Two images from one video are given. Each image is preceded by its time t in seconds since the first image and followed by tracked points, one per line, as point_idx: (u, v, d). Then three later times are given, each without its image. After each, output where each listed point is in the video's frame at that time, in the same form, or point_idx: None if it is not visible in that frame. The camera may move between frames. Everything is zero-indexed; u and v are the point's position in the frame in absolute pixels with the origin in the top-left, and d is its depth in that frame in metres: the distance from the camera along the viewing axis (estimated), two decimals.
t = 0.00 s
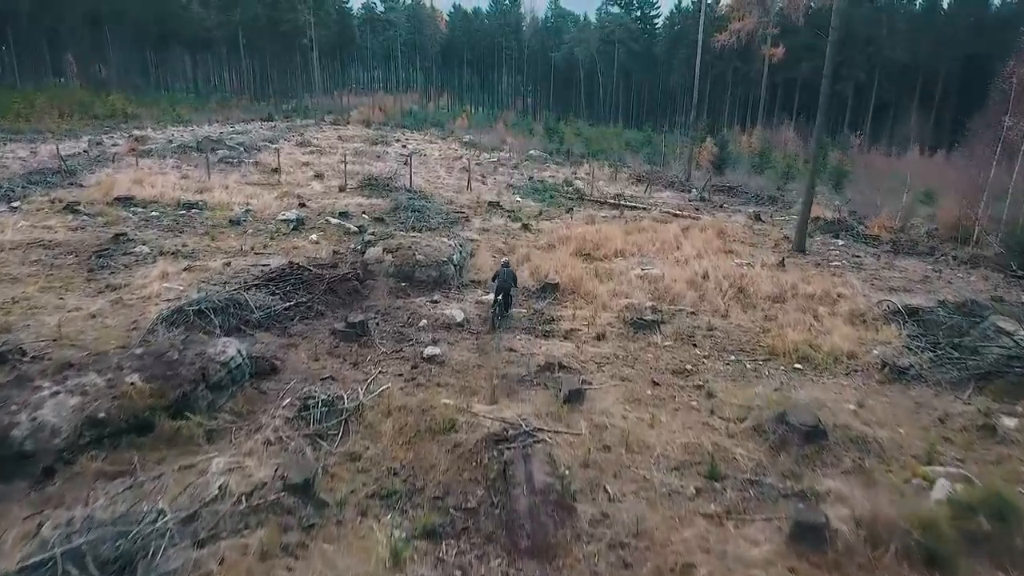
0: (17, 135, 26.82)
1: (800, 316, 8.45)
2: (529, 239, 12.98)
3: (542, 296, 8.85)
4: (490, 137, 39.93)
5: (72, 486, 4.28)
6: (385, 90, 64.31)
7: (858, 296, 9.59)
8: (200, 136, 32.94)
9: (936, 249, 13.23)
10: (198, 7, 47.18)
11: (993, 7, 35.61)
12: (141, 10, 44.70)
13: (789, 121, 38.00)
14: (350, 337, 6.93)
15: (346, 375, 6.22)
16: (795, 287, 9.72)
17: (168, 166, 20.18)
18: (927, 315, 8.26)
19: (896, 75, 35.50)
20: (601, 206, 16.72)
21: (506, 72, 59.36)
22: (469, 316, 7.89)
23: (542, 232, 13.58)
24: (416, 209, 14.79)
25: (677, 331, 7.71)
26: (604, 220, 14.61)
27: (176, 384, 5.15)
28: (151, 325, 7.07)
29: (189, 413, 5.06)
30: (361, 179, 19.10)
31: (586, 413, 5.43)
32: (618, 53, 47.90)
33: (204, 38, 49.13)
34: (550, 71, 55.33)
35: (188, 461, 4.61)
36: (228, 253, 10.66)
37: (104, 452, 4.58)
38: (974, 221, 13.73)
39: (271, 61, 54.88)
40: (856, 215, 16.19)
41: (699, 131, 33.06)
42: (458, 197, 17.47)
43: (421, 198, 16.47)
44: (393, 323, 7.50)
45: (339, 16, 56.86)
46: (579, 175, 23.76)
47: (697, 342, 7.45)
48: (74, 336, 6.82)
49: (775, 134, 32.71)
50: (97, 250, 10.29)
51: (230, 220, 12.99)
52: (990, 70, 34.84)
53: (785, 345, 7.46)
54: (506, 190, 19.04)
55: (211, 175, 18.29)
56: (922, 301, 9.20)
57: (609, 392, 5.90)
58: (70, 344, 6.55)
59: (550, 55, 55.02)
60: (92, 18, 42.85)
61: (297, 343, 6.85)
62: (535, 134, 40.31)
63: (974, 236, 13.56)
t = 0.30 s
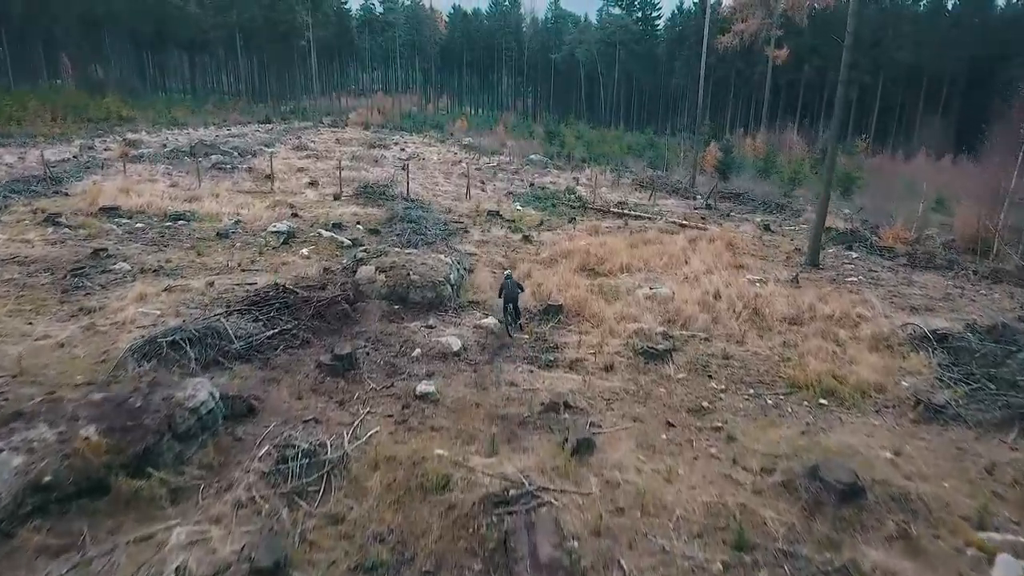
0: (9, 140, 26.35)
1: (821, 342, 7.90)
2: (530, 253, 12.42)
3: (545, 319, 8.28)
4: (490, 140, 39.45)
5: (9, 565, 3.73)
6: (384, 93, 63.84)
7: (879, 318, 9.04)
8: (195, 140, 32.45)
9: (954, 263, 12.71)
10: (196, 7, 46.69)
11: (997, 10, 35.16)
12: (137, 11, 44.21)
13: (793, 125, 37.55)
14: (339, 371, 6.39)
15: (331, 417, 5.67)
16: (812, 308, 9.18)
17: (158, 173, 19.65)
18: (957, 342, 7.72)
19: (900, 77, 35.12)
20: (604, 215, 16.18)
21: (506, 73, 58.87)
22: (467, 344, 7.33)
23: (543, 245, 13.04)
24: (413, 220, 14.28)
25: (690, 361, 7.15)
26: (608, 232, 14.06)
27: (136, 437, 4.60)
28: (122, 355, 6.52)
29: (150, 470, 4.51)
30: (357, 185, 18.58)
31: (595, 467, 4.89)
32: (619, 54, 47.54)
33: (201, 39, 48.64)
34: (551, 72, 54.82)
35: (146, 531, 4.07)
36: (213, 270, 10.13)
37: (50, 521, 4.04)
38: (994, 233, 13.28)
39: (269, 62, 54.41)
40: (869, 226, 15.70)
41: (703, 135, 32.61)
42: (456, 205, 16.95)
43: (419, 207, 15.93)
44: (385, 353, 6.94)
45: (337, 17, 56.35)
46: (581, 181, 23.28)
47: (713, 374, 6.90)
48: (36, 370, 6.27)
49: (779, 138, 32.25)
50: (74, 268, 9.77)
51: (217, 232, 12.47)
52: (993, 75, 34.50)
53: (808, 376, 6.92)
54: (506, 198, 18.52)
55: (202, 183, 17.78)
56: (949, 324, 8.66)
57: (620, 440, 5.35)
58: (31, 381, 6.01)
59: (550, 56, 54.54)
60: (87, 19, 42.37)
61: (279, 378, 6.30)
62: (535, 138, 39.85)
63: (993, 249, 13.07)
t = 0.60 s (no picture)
0: None
1: (849, 380, 7.23)
2: (531, 271, 11.76)
3: (547, 353, 7.61)
4: (490, 144, 38.90)
5: None
6: (383, 95, 63.21)
7: (909, 348, 8.36)
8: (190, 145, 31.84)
9: (980, 281, 12.06)
10: (192, 9, 46.12)
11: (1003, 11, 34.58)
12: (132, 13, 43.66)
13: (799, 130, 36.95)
14: (320, 422, 5.73)
15: (307, 484, 4.98)
16: (837, 337, 8.49)
17: (146, 182, 19.02)
18: (1001, 381, 7.04)
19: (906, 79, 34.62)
20: (608, 227, 15.53)
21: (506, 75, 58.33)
22: (463, 384, 6.66)
23: (544, 262, 12.38)
24: (409, 234, 13.65)
25: (709, 405, 6.48)
26: (613, 247, 13.40)
27: (73, 524, 3.93)
28: (77, 403, 5.85)
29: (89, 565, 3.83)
30: (351, 194, 17.95)
31: (612, 556, 4.21)
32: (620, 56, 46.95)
33: (198, 40, 48.05)
34: (551, 74, 54.27)
35: None
36: (194, 294, 9.46)
37: None
38: (1020, 248, 12.64)
39: (266, 64, 53.80)
40: (887, 240, 15.06)
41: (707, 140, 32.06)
42: (455, 216, 16.32)
43: (415, 219, 15.27)
44: (372, 399, 6.25)
45: (336, 19, 55.76)
46: (582, 188, 22.68)
47: (735, 422, 6.22)
48: None
49: (783, 144, 31.70)
50: (42, 293, 9.11)
51: (201, 249, 11.82)
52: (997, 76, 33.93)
53: (840, 423, 6.24)
54: (506, 208, 17.86)
55: (190, 193, 17.14)
56: (985, 357, 7.98)
57: (637, 517, 4.68)
58: None
59: (550, 58, 54.01)
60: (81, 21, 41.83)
61: (252, 432, 5.62)
62: (535, 141, 39.24)
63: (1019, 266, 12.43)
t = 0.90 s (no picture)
0: None
1: (882, 421, 6.63)
2: (533, 289, 11.16)
3: (551, 388, 7.02)
4: (489, 147, 38.31)
5: None
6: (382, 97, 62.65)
7: (940, 380, 7.77)
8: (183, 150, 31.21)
9: (1004, 299, 11.48)
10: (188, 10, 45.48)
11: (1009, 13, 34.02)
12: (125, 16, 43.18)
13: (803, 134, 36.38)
14: (298, 479, 5.12)
15: (280, 558, 4.37)
16: (863, 367, 7.89)
17: (134, 190, 18.40)
18: None
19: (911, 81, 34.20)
20: (611, 239, 14.94)
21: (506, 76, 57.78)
22: (459, 429, 6.05)
23: (546, 278, 11.78)
24: (404, 247, 13.08)
25: (730, 454, 5.88)
26: (619, 262, 12.78)
27: None
28: (25, 455, 5.23)
29: None
30: (346, 203, 17.37)
31: None
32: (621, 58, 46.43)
33: (194, 42, 47.44)
34: (551, 75, 53.73)
35: None
36: (173, 318, 8.87)
37: None
38: None
39: (263, 65, 53.19)
40: (903, 253, 14.49)
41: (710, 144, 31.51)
42: (453, 227, 15.74)
43: (411, 230, 14.67)
44: (358, 448, 5.65)
45: (334, 20, 55.15)
46: (584, 195, 22.10)
47: (759, 473, 5.62)
48: None
49: (787, 150, 31.14)
50: (8, 318, 8.49)
51: (184, 266, 11.22)
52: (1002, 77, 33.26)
53: (876, 475, 5.63)
54: (505, 218, 17.26)
55: (178, 203, 16.55)
56: None
57: None
58: None
59: (550, 59, 53.48)
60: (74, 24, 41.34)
61: (222, 490, 5.02)
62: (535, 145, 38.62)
63: None
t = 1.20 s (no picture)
0: None
1: (927, 478, 5.91)
2: (533, 312, 10.46)
3: (556, 436, 6.33)
4: (488, 151, 37.62)
5: None
6: (381, 99, 62.03)
7: (984, 423, 7.04)
8: (175, 155, 30.53)
9: None
10: (183, 12, 44.73)
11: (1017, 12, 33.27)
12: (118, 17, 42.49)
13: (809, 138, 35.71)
14: (263, 564, 4.39)
15: None
16: (899, 408, 7.16)
17: (119, 201, 17.70)
18: None
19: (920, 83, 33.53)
20: (616, 253, 14.25)
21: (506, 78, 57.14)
22: (452, 492, 5.34)
23: (548, 299, 11.07)
24: (398, 264, 12.39)
25: (761, 523, 5.15)
26: (625, 280, 12.08)
27: None
28: None
29: None
30: (339, 214, 16.67)
31: None
32: (623, 60, 45.89)
33: (189, 44, 46.76)
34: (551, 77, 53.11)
35: None
36: (144, 351, 8.16)
37: None
38: None
39: (259, 68, 52.52)
40: (924, 268, 13.79)
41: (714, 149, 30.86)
42: (450, 240, 15.05)
43: (406, 244, 13.98)
44: (335, 520, 4.92)
45: (331, 21, 54.49)
46: (586, 204, 21.41)
47: (797, 549, 4.89)
48: None
49: (793, 155, 30.48)
50: None
51: (161, 288, 10.50)
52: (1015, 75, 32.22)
53: (931, 550, 4.90)
54: (504, 229, 16.57)
55: (163, 215, 15.83)
56: None
57: None
58: None
59: (550, 61, 52.88)
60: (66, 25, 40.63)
61: None
62: (535, 148, 37.98)
63: None
